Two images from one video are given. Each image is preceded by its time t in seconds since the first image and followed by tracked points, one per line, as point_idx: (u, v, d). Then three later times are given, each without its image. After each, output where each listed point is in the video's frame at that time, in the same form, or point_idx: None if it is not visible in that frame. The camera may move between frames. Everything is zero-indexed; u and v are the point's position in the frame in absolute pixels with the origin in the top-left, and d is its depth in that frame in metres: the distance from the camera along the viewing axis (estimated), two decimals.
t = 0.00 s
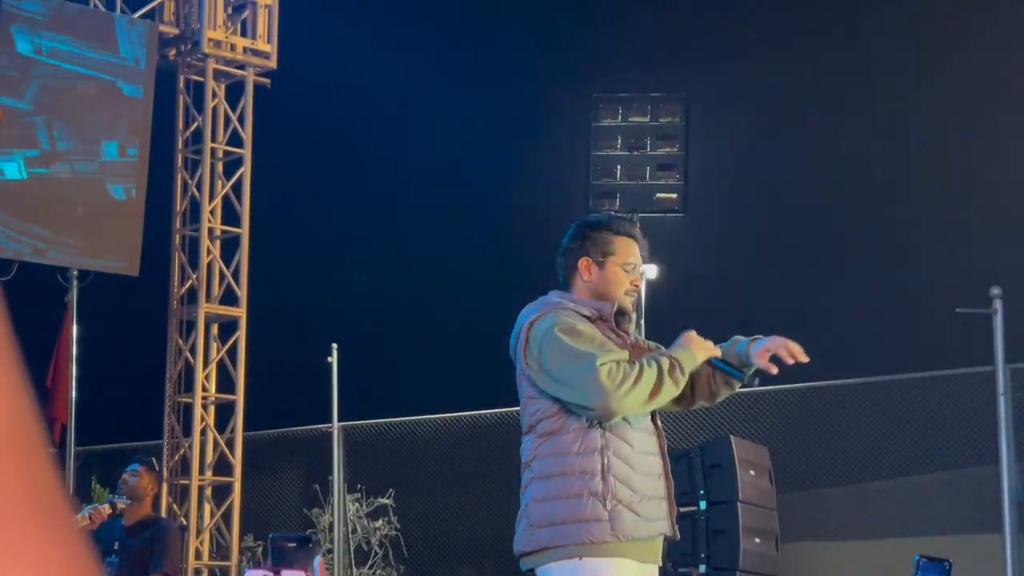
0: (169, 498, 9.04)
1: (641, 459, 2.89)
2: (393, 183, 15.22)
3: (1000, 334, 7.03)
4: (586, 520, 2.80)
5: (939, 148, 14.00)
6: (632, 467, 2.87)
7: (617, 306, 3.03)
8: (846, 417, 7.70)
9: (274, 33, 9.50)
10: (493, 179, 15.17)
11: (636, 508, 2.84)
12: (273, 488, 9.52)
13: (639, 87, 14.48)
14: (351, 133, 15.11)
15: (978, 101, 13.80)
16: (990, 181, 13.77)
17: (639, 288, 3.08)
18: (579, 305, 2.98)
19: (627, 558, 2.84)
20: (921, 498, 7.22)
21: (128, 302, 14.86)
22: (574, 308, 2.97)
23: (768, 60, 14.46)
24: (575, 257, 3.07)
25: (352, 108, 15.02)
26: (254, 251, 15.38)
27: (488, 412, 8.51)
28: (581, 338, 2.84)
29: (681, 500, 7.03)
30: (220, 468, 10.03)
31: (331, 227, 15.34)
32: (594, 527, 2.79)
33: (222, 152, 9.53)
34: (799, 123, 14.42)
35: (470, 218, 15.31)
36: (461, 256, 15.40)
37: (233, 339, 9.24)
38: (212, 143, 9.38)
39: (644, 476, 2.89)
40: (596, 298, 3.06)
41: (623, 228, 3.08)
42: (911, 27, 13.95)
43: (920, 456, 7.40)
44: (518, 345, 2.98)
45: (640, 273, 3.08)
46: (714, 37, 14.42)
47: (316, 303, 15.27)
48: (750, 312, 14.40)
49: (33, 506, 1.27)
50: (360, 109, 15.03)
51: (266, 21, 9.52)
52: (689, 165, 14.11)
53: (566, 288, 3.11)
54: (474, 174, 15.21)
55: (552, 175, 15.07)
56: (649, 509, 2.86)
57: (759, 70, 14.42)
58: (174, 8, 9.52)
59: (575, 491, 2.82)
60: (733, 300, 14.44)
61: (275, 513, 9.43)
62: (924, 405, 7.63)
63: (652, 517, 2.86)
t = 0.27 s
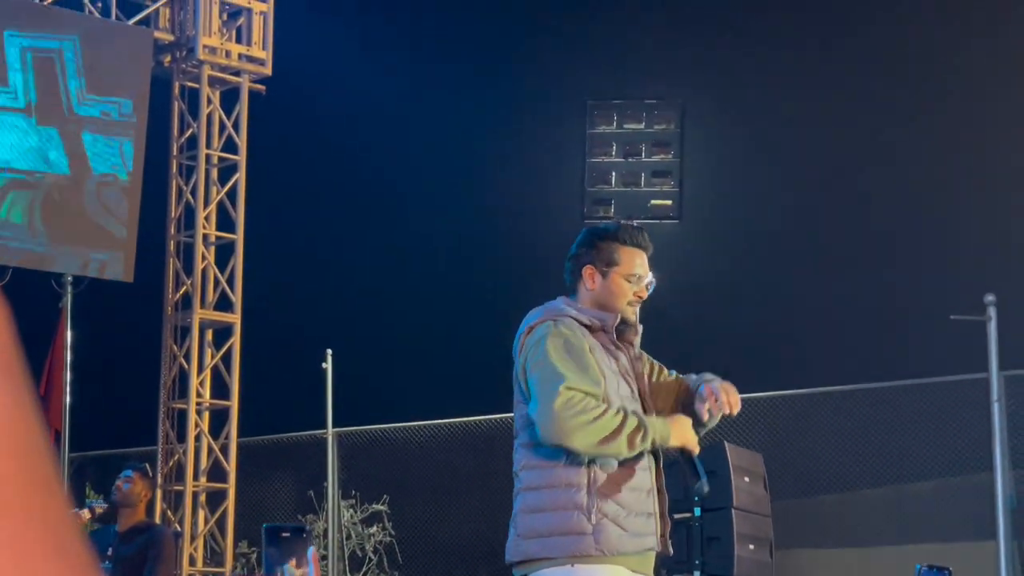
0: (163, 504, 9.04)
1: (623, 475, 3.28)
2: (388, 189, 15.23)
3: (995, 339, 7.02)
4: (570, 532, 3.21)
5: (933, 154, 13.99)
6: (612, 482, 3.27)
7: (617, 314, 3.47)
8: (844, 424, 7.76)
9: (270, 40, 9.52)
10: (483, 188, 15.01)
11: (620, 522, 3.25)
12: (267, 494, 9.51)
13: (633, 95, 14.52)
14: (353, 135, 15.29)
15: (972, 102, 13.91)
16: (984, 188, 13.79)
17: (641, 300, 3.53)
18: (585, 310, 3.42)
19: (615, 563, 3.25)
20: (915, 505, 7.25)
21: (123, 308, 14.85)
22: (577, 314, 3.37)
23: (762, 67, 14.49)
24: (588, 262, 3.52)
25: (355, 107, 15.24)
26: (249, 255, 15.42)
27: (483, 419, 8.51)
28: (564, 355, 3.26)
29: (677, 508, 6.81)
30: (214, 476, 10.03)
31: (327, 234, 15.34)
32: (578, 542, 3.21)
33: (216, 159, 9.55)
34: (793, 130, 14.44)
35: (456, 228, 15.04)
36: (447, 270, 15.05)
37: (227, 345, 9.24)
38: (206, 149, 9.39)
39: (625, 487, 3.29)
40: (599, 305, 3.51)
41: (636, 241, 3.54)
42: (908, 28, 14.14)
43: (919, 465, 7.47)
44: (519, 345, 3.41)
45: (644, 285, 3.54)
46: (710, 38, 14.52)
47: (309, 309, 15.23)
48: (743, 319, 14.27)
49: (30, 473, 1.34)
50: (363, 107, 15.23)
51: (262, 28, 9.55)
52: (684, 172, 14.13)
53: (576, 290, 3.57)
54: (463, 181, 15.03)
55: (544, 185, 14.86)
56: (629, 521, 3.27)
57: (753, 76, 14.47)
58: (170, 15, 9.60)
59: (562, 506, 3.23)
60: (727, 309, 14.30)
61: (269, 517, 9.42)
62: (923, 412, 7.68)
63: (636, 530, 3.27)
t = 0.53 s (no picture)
0: (152, 516, 9.02)
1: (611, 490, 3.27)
2: (376, 200, 15.23)
3: (981, 353, 7.08)
4: (551, 546, 3.21)
5: (921, 166, 14.03)
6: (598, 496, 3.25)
7: (611, 327, 3.43)
8: (830, 431, 7.77)
9: (259, 51, 9.53)
10: (473, 201, 15.05)
11: (598, 538, 3.24)
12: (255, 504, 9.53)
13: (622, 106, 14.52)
14: (341, 144, 15.26)
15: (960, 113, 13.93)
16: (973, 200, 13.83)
17: (637, 312, 3.48)
18: (579, 323, 3.39)
19: None
20: (903, 516, 7.37)
21: (110, 320, 14.83)
22: (569, 328, 3.36)
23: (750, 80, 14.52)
24: (586, 273, 3.48)
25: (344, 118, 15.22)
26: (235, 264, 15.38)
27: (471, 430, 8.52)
28: (539, 380, 3.23)
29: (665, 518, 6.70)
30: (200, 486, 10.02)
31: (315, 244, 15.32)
32: (557, 557, 3.19)
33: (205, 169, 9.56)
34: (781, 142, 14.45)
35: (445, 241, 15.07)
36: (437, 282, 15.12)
37: (215, 356, 9.23)
38: (195, 161, 9.39)
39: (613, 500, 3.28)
40: (593, 317, 3.47)
41: (632, 250, 3.51)
42: (897, 39, 14.15)
43: (905, 474, 7.48)
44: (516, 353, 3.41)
45: (641, 295, 3.49)
46: (698, 49, 14.54)
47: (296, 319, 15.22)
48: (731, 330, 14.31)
49: (17, 530, 0.86)
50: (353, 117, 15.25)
51: (251, 39, 9.55)
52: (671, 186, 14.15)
53: (573, 303, 3.54)
54: (453, 194, 15.06)
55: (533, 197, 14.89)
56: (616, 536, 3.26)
57: (741, 86, 14.47)
58: (159, 25, 9.55)
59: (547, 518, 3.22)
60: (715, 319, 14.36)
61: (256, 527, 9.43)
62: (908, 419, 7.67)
63: (614, 546, 3.27)
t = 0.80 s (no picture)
0: (141, 523, 9.00)
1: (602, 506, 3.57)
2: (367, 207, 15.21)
3: (971, 359, 7.08)
4: (532, 552, 3.50)
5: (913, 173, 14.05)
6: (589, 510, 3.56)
7: (599, 330, 3.66)
8: (824, 439, 7.77)
9: (250, 57, 9.52)
10: (464, 208, 15.04)
11: (570, 552, 3.52)
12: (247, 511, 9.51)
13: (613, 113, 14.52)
14: (332, 148, 15.23)
15: (952, 119, 13.99)
16: (964, 207, 13.84)
17: (626, 313, 3.69)
18: (569, 334, 3.63)
19: None
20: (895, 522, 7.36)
21: (100, 327, 14.80)
22: (554, 339, 3.61)
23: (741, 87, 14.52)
24: (575, 281, 3.71)
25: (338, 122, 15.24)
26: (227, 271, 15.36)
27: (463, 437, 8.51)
28: (526, 397, 3.50)
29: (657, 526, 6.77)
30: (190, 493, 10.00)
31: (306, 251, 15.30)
32: (530, 568, 3.49)
33: (195, 176, 9.54)
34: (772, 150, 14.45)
35: (438, 246, 15.05)
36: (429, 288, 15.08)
37: (205, 363, 9.22)
38: (186, 167, 9.38)
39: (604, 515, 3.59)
40: (582, 322, 3.69)
41: (618, 254, 3.72)
42: (890, 45, 14.22)
43: (898, 482, 7.50)
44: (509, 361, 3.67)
45: (630, 296, 3.71)
46: (691, 55, 14.57)
47: (287, 325, 15.17)
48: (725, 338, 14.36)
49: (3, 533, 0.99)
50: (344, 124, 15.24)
51: (242, 45, 9.53)
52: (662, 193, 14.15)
53: (566, 308, 3.78)
54: (445, 201, 15.06)
55: (523, 203, 14.89)
56: (595, 547, 3.55)
57: (733, 93, 14.50)
58: (149, 31, 9.52)
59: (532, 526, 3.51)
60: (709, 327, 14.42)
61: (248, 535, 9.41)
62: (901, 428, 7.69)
63: (588, 560, 3.53)
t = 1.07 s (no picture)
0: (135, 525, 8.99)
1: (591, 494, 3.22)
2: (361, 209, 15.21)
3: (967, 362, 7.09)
4: (517, 550, 3.18)
5: (906, 175, 14.07)
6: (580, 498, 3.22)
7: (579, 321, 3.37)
8: (818, 441, 7.80)
9: (245, 58, 9.51)
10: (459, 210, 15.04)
11: (557, 547, 3.18)
12: (240, 511, 9.50)
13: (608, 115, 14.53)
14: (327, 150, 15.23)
15: (946, 121, 14.03)
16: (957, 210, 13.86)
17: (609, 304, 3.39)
18: (547, 332, 3.36)
19: None
20: (889, 525, 7.37)
21: (95, 328, 14.79)
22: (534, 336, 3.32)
23: (736, 89, 14.53)
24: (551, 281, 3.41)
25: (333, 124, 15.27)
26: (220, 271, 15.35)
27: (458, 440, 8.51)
28: (514, 375, 3.20)
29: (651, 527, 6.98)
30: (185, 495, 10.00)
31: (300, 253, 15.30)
32: (517, 565, 3.17)
33: (190, 177, 9.54)
34: (766, 153, 14.47)
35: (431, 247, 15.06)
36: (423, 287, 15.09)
37: (199, 365, 9.21)
38: (180, 169, 9.37)
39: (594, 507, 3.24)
40: (568, 324, 3.38)
41: (593, 248, 3.41)
42: (883, 48, 14.24)
43: (892, 483, 7.53)
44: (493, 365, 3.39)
45: (608, 288, 3.39)
46: (684, 57, 14.59)
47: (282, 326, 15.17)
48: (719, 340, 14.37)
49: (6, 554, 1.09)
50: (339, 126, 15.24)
51: (237, 47, 9.53)
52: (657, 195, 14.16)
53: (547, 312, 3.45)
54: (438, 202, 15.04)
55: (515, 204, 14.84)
56: (589, 535, 3.20)
57: (727, 94, 14.53)
58: (143, 33, 9.51)
59: (515, 525, 3.20)
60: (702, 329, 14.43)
61: (241, 535, 9.39)
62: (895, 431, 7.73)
63: (577, 555, 3.18)
